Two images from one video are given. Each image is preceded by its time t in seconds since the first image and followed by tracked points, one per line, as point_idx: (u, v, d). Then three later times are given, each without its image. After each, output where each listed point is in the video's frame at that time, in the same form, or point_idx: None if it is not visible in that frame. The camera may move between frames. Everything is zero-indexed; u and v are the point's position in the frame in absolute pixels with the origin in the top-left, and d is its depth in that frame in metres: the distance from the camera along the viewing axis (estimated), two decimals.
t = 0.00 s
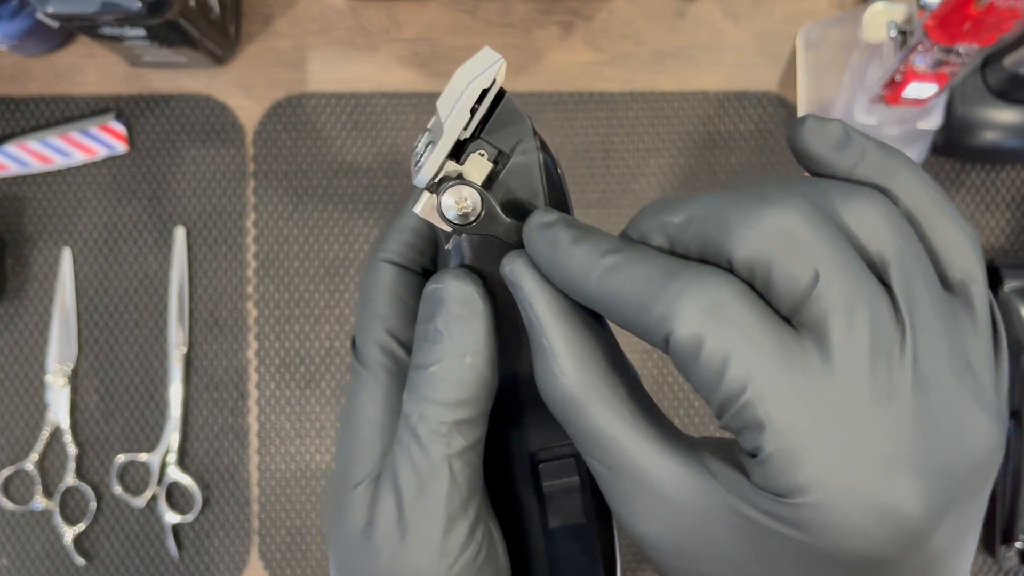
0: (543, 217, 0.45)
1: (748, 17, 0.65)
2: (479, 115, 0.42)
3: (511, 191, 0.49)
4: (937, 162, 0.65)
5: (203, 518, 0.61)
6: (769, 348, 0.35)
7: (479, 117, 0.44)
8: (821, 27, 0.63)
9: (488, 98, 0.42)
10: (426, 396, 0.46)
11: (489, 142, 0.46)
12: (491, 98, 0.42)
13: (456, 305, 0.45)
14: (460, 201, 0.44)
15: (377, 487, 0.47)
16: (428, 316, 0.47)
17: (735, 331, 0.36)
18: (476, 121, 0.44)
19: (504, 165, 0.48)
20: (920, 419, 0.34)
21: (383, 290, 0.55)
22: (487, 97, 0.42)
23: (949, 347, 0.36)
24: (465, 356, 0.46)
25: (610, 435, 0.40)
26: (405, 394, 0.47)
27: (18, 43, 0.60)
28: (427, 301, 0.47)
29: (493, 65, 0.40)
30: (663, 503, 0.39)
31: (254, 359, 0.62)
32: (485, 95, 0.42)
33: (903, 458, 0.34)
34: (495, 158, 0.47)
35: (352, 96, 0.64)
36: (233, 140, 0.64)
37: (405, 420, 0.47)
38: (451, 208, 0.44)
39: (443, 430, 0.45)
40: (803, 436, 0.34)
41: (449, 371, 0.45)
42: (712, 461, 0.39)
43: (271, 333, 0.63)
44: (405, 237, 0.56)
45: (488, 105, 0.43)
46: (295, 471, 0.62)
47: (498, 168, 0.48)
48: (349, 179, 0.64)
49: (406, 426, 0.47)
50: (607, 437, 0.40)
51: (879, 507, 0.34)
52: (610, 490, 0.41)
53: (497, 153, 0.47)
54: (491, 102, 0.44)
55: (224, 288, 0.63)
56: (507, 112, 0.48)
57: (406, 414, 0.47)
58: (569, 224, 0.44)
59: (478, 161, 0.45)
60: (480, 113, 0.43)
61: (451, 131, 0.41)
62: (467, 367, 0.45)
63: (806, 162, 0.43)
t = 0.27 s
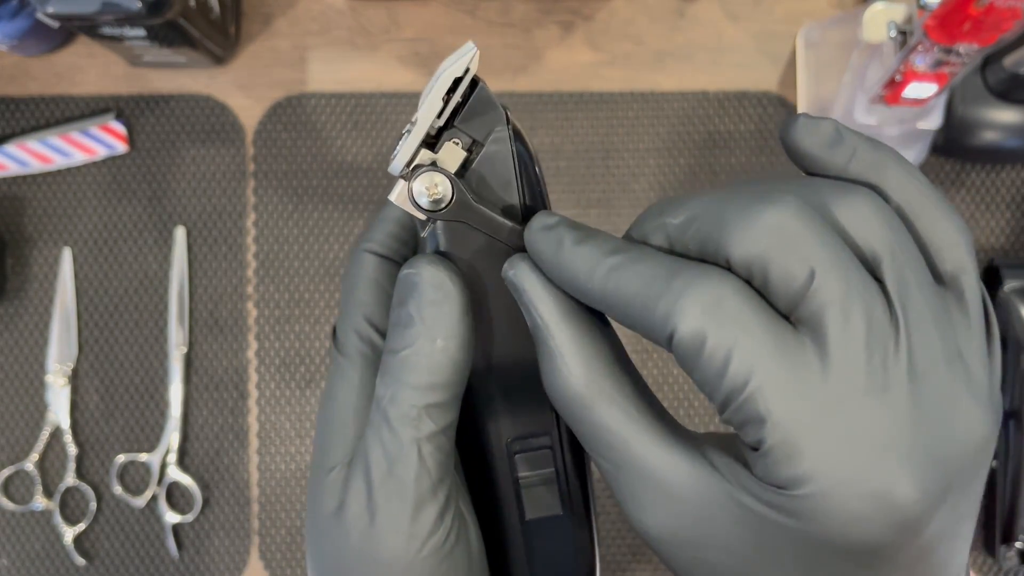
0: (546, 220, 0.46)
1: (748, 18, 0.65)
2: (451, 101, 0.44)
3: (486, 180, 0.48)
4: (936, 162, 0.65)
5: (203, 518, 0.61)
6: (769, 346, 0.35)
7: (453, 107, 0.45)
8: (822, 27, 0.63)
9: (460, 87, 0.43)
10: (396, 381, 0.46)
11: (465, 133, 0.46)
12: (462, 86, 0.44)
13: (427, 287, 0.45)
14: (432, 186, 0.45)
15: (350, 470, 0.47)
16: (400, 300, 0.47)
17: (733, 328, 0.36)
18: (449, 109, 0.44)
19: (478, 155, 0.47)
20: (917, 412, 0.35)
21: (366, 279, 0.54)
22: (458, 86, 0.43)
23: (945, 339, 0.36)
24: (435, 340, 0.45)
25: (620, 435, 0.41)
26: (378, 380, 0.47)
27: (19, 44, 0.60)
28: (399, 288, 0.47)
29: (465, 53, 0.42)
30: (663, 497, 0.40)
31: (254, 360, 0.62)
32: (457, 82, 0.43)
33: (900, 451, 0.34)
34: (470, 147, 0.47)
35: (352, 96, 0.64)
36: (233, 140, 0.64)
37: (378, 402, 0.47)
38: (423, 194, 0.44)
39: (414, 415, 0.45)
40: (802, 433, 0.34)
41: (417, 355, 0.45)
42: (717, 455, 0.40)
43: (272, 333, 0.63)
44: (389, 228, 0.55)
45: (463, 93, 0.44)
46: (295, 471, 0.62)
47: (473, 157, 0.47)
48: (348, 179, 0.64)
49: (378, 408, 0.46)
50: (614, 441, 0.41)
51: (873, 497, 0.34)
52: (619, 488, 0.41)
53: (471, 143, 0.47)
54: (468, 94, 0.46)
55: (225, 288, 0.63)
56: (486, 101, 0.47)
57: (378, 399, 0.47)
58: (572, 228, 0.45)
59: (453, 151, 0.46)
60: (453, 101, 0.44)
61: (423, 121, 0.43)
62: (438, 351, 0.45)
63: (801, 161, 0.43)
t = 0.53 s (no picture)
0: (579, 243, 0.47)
1: (748, 18, 0.65)
2: (451, 101, 0.38)
3: (489, 185, 0.41)
4: (936, 162, 0.65)
5: (203, 518, 0.61)
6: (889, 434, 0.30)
7: (453, 107, 0.39)
8: (823, 27, 0.64)
9: (461, 86, 0.38)
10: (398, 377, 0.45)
11: (466, 133, 0.40)
12: (464, 86, 0.38)
13: (426, 281, 0.41)
14: (435, 181, 0.39)
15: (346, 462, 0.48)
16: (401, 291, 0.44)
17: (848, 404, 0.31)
18: (449, 109, 0.39)
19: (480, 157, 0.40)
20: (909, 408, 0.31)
21: (357, 279, 0.54)
22: (459, 85, 0.38)
23: None
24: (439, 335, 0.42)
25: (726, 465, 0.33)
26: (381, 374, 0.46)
27: (19, 44, 0.60)
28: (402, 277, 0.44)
29: (466, 53, 0.37)
30: None
31: (254, 360, 0.62)
32: (457, 81, 0.38)
33: None
34: (472, 149, 0.40)
35: (352, 97, 0.64)
36: (233, 140, 0.64)
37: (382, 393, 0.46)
38: (425, 191, 0.39)
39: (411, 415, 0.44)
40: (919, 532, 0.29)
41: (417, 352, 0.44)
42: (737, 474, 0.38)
43: (272, 334, 0.63)
44: (378, 229, 0.56)
45: (464, 93, 0.39)
46: (295, 471, 0.62)
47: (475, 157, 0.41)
48: (349, 179, 0.64)
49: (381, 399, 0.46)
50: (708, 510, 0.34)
51: None
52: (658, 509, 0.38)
53: (472, 146, 0.40)
54: (471, 89, 0.40)
55: (225, 288, 0.63)
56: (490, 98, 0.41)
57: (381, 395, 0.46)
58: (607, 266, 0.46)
59: (453, 152, 0.40)
60: (453, 102, 0.38)
61: (423, 117, 0.37)
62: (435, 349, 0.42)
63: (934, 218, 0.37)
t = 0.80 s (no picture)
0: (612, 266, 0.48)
1: (748, 19, 0.65)
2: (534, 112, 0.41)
3: (564, 194, 0.44)
4: (936, 162, 0.65)
5: (203, 517, 0.61)
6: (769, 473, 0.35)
7: (533, 119, 0.42)
8: (823, 27, 0.64)
9: (543, 99, 0.41)
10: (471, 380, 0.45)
11: (545, 143, 0.43)
12: (547, 98, 0.42)
13: (505, 288, 0.43)
14: (519, 192, 0.41)
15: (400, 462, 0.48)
16: (475, 295, 0.45)
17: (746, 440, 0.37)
18: (530, 120, 0.42)
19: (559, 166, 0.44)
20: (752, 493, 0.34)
21: (411, 278, 0.53)
22: (542, 98, 0.41)
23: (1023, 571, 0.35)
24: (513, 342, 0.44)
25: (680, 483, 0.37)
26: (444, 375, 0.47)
27: (20, 44, 0.60)
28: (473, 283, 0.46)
29: (552, 67, 0.41)
30: None
31: (254, 360, 0.63)
32: (542, 94, 0.41)
33: None
34: (551, 159, 0.44)
35: (352, 97, 0.64)
36: (234, 140, 0.64)
37: (443, 397, 0.46)
38: (510, 200, 0.41)
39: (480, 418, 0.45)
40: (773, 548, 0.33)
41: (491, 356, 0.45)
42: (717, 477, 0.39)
43: (272, 334, 0.63)
44: (430, 231, 0.54)
45: (545, 106, 0.42)
46: (295, 471, 0.62)
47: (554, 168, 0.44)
48: (348, 179, 0.64)
49: (443, 403, 0.46)
50: (626, 490, 0.35)
51: None
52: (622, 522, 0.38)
53: (551, 155, 0.43)
54: (551, 106, 0.43)
55: (225, 288, 0.63)
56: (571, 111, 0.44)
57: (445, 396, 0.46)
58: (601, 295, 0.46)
59: (534, 160, 0.43)
60: (535, 112, 0.42)
61: (507, 128, 0.40)
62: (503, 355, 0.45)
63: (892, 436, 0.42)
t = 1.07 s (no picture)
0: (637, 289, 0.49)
1: (748, 19, 0.65)
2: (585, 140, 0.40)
3: (608, 221, 0.44)
4: (936, 163, 0.65)
5: (203, 517, 0.61)
6: (683, 384, 0.38)
7: (582, 145, 0.41)
8: (823, 27, 0.64)
9: (593, 125, 0.40)
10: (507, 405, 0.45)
11: (592, 170, 0.42)
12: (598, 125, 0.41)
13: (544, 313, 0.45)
14: (569, 220, 0.41)
15: (433, 481, 0.47)
16: (514, 320, 0.47)
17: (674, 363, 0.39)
18: (579, 146, 0.41)
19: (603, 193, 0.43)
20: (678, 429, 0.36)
21: (438, 296, 0.51)
22: (593, 125, 0.40)
23: (915, 485, 0.36)
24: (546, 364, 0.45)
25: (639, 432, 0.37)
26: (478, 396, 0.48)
27: (20, 44, 0.60)
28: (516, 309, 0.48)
29: (605, 95, 0.39)
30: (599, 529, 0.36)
31: (254, 360, 0.63)
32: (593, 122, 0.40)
33: None
34: (595, 184, 0.43)
35: (352, 97, 0.64)
36: (234, 140, 0.64)
37: (477, 421, 0.46)
38: (558, 228, 0.40)
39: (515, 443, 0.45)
40: (675, 442, 0.35)
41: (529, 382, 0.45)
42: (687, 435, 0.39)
43: (272, 334, 0.63)
44: (463, 247, 0.52)
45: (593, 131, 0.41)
46: (295, 471, 0.62)
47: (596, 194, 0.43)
48: (348, 179, 0.64)
49: (476, 428, 0.46)
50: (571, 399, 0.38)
51: (742, 534, 0.33)
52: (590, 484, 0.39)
53: (596, 181, 0.43)
54: (601, 131, 0.42)
55: (225, 288, 0.63)
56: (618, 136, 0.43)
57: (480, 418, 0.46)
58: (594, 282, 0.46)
59: (580, 187, 0.42)
60: (585, 139, 0.41)
61: (557, 154, 0.39)
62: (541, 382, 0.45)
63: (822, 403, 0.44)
